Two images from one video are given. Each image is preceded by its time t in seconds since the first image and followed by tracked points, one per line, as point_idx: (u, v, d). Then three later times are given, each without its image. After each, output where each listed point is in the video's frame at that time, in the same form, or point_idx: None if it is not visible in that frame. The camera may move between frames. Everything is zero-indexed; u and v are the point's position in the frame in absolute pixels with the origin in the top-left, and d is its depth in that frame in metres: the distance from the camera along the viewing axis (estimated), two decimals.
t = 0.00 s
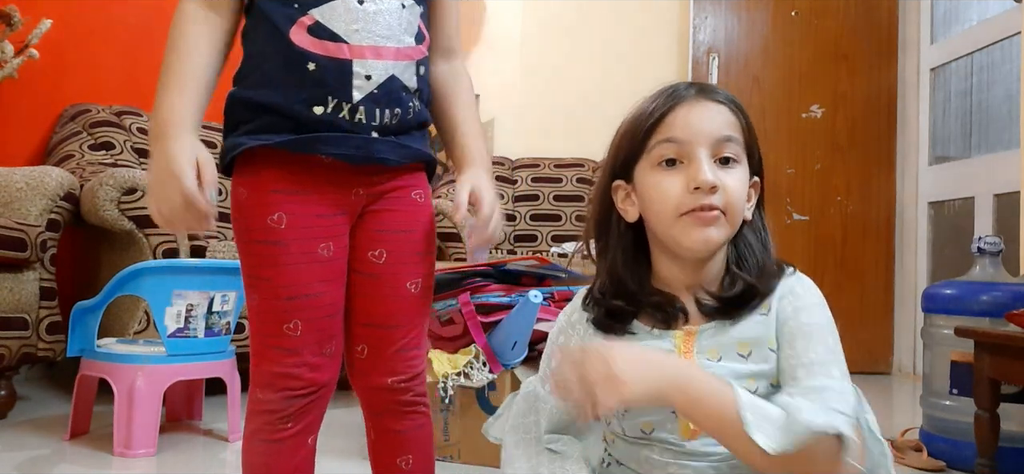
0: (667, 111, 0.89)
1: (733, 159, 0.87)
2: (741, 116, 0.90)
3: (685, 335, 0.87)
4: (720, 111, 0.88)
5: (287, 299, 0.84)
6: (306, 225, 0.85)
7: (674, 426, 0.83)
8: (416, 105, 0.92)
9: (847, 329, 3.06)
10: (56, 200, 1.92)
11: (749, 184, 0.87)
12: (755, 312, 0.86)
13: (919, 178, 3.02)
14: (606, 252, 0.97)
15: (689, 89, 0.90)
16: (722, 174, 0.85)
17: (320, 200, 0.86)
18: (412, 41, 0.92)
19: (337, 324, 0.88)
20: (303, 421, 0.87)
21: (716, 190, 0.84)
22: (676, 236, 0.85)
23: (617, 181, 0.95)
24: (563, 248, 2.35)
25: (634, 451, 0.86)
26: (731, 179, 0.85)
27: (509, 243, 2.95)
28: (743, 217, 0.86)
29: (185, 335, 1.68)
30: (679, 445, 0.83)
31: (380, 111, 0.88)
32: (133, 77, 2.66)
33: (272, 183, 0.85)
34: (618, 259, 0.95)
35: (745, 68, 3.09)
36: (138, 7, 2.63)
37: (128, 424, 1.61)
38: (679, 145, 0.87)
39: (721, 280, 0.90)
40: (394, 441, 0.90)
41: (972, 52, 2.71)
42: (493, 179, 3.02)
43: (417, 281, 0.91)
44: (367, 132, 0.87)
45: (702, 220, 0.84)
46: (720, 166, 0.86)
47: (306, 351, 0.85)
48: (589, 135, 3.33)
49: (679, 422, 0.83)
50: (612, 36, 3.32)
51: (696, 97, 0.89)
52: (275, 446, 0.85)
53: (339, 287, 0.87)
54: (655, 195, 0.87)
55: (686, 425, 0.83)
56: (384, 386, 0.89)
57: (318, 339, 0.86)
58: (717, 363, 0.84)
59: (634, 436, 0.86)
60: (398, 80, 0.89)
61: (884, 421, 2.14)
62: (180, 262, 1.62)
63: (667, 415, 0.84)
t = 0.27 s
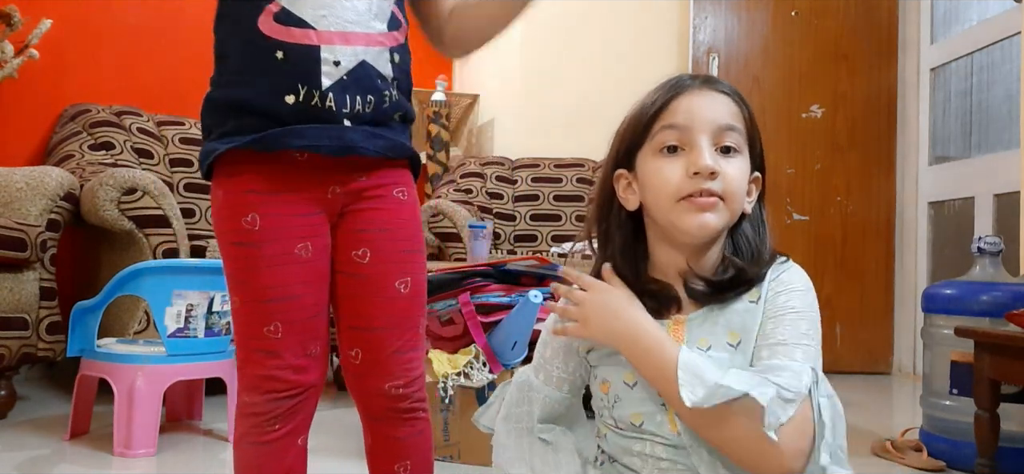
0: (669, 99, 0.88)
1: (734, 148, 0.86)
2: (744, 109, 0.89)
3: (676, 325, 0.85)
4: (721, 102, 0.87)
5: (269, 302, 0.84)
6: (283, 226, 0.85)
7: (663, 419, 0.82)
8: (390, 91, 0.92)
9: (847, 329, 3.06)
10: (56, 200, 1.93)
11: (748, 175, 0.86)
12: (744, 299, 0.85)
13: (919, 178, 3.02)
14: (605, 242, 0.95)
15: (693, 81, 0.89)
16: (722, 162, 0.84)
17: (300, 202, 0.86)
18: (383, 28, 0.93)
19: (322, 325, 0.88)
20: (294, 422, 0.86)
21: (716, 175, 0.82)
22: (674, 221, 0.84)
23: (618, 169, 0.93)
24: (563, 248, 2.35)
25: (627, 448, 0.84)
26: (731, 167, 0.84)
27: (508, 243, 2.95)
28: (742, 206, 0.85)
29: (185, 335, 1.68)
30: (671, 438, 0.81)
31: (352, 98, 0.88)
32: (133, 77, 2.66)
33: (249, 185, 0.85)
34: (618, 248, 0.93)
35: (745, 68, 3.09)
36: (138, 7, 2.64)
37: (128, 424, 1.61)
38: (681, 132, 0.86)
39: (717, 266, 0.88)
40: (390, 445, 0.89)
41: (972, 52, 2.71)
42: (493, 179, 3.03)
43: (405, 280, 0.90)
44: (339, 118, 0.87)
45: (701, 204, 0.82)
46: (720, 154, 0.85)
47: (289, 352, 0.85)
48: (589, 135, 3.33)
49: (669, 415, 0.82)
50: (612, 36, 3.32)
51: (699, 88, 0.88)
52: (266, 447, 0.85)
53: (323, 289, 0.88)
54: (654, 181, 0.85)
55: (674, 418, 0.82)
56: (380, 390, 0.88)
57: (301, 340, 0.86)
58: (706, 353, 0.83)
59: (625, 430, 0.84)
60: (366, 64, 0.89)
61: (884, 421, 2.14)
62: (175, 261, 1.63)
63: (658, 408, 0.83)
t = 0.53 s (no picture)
0: (660, 96, 0.85)
1: (726, 144, 0.82)
2: (738, 104, 0.85)
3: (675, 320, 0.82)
4: (713, 97, 0.84)
5: (261, 305, 0.84)
6: (272, 228, 0.85)
7: (663, 412, 0.80)
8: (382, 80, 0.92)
9: (847, 329, 3.06)
10: (56, 200, 1.92)
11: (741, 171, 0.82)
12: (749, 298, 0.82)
13: (919, 179, 3.01)
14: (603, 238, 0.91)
15: (685, 76, 0.86)
16: (712, 158, 0.80)
17: (289, 201, 0.86)
18: (374, 16, 0.93)
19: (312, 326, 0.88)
20: (288, 422, 0.87)
21: (705, 172, 0.79)
22: (664, 217, 0.81)
23: (613, 165, 0.90)
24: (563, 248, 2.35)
25: (623, 444, 0.83)
26: (722, 163, 0.80)
27: (508, 243, 2.95)
28: (733, 203, 0.81)
29: (185, 335, 1.68)
30: (667, 433, 0.79)
31: (346, 87, 0.88)
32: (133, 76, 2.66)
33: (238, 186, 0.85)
34: (618, 243, 0.90)
35: (745, 68, 3.09)
36: (137, 7, 2.64)
37: (128, 424, 1.61)
38: (673, 129, 0.83)
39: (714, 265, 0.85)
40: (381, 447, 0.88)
41: (972, 52, 2.70)
42: (493, 179, 3.02)
43: (395, 281, 0.90)
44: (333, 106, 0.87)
45: (691, 200, 0.79)
46: (711, 151, 0.81)
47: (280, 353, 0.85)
48: (589, 135, 3.33)
49: (668, 408, 0.79)
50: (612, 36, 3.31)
51: (692, 84, 0.85)
52: (260, 448, 0.85)
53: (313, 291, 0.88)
54: (645, 178, 0.83)
55: (674, 412, 0.79)
56: (371, 391, 0.88)
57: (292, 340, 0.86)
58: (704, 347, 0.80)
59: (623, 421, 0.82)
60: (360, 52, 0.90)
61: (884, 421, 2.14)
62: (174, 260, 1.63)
63: (656, 401, 0.80)
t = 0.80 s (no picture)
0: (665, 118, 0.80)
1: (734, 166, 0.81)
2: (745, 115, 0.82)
3: (682, 306, 0.85)
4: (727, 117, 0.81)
5: (245, 310, 0.73)
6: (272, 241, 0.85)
7: (671, 389, 0.83)
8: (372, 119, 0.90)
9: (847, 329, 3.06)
10: (56, 200, 1.92)
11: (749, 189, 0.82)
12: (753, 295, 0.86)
13: (919, 180, 3.00)
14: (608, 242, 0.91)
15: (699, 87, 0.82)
16: (722, 188, 0.79)
17: (277, 200, 0.77)
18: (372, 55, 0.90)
19: (302, 334, 0.76)
20: (293, 444, 0.74)
21: (714, 204, 0.79)
22: (673, 242, 0.82)
23: (617, 174, 0.87)
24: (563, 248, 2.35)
25: (628, 424, 0.85)
26: (732, 190, 0.80)
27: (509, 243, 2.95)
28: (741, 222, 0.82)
29: (185, 335, 1.68)
30: (675, 411, 0.83)
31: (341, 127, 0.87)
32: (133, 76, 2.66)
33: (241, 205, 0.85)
34: (624, 249, 0.88)
35: (745, 68, 3.11)
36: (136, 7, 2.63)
37: (128, 424, 1.61)
38: (681, 156, 0.79)
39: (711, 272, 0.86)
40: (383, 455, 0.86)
41: (972, 52, 2.70)
42: (493, 179, 3.02)
43: (394, 272, 0.81)
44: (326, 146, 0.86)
45: (699, 230, 0.80)
46: (720, 178, 0.80)
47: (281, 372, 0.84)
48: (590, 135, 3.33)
49: (677, 386, 0.83)
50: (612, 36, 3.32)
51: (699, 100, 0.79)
52: None
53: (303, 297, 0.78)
54: (652, 204, 0.82)
55: (683, 391, 0.82)
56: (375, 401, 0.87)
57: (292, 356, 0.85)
58: (712, 327, 0.83)
59: (631, 395, 0.85)
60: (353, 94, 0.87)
61: (884, 421, 2.14)
62: (168, 266, 1.59)
63: (666, 377, 0.83)
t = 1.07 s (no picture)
0: (669, 139, 0.82)
1: (735, 188, 0.81)
2: (748, 143, 0.83)
3: (687, 315, 0.85)
4: (725, 142, 0.82)
5: (243, 300, 0.79)
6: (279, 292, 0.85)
7: (672, 394, 0.83)
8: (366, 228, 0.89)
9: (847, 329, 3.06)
10: (56, 200, 1.92)
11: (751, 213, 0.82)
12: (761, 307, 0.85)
13: (919, 179, 3.01)
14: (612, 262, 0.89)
15: (695, 111, 0.83)
16: (723, 210, 0.80)
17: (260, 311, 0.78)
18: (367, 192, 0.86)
19: (303, 329, 0.81)
20: (287, 430, 0.78)
21: (714, 229, 0.79)
22: (674, 265, 0.82)
23: (618, 191, 0.88)
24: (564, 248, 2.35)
25: (627, 426, 0.86)
26: (732, 214, 0.80)
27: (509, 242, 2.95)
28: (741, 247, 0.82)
29: (185, 335, 1.69)
30: (676, 415, 0.83)
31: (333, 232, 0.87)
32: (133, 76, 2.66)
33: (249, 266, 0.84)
34: (628, 268, 0.87)
35: (745, 69, 3.11)
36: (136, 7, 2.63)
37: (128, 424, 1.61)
38: (680, 178, 0.81)
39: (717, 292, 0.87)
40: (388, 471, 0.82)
41: (972, 52, 2.70)
42: (493, 179, 3.02)
43: (377, 281, 0.86)
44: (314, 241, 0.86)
45: (699, 255, 0.81)
46: (721, 199, 0.80)
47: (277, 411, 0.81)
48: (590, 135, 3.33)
49: (678, 391, 0.83)
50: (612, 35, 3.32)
51: (701, 125, 0.82)
52: (264, 456, 0.76)
53: (301, 297, 0.83)
54: (653, 225, 0.83)
55: (684, 396, 0.83)
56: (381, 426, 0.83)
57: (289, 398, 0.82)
58: (717, 335, 0.84)
59: (632, 399, 0.85)
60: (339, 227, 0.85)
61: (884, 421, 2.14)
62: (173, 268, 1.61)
63: (667, 383, 0.84)
